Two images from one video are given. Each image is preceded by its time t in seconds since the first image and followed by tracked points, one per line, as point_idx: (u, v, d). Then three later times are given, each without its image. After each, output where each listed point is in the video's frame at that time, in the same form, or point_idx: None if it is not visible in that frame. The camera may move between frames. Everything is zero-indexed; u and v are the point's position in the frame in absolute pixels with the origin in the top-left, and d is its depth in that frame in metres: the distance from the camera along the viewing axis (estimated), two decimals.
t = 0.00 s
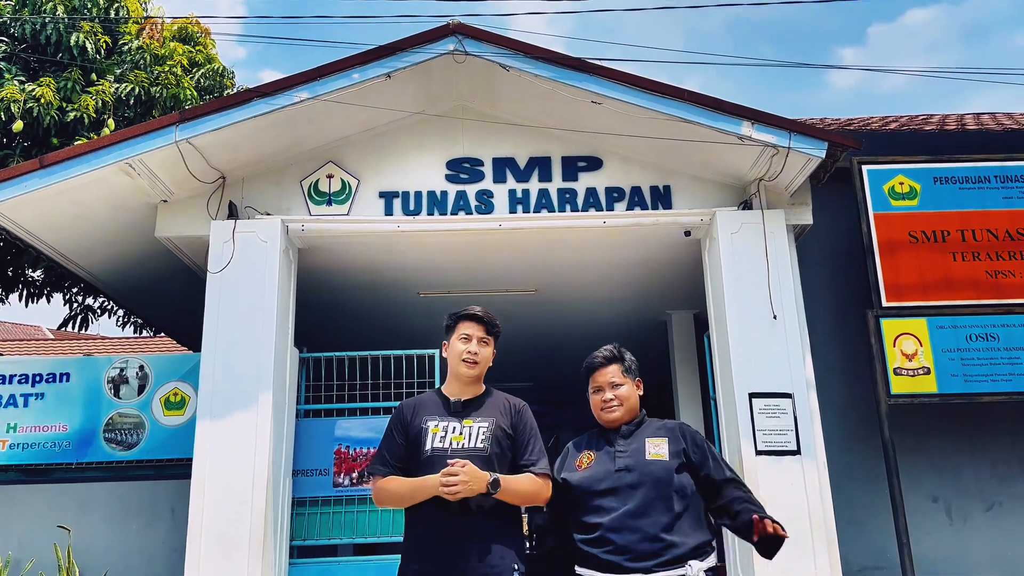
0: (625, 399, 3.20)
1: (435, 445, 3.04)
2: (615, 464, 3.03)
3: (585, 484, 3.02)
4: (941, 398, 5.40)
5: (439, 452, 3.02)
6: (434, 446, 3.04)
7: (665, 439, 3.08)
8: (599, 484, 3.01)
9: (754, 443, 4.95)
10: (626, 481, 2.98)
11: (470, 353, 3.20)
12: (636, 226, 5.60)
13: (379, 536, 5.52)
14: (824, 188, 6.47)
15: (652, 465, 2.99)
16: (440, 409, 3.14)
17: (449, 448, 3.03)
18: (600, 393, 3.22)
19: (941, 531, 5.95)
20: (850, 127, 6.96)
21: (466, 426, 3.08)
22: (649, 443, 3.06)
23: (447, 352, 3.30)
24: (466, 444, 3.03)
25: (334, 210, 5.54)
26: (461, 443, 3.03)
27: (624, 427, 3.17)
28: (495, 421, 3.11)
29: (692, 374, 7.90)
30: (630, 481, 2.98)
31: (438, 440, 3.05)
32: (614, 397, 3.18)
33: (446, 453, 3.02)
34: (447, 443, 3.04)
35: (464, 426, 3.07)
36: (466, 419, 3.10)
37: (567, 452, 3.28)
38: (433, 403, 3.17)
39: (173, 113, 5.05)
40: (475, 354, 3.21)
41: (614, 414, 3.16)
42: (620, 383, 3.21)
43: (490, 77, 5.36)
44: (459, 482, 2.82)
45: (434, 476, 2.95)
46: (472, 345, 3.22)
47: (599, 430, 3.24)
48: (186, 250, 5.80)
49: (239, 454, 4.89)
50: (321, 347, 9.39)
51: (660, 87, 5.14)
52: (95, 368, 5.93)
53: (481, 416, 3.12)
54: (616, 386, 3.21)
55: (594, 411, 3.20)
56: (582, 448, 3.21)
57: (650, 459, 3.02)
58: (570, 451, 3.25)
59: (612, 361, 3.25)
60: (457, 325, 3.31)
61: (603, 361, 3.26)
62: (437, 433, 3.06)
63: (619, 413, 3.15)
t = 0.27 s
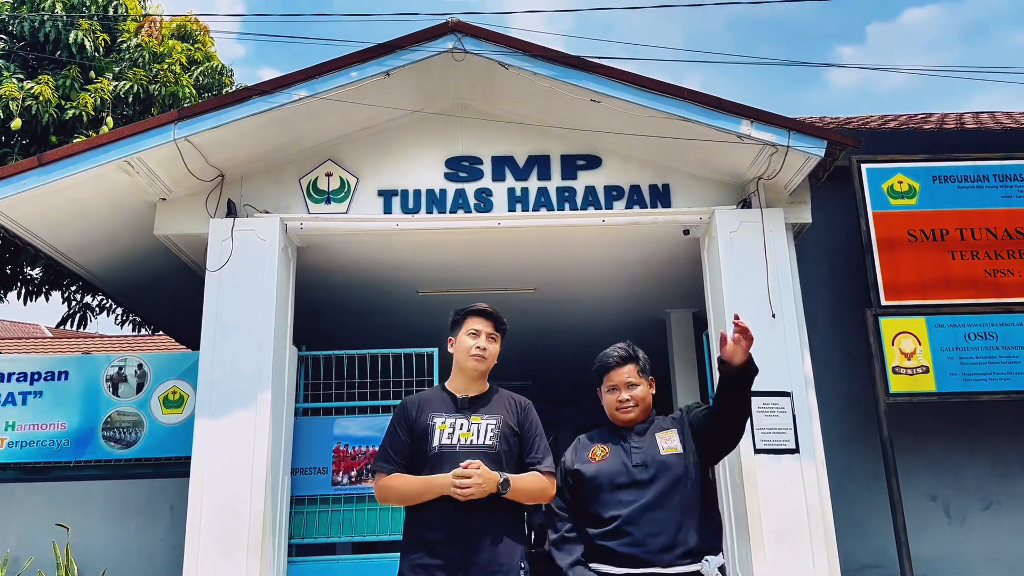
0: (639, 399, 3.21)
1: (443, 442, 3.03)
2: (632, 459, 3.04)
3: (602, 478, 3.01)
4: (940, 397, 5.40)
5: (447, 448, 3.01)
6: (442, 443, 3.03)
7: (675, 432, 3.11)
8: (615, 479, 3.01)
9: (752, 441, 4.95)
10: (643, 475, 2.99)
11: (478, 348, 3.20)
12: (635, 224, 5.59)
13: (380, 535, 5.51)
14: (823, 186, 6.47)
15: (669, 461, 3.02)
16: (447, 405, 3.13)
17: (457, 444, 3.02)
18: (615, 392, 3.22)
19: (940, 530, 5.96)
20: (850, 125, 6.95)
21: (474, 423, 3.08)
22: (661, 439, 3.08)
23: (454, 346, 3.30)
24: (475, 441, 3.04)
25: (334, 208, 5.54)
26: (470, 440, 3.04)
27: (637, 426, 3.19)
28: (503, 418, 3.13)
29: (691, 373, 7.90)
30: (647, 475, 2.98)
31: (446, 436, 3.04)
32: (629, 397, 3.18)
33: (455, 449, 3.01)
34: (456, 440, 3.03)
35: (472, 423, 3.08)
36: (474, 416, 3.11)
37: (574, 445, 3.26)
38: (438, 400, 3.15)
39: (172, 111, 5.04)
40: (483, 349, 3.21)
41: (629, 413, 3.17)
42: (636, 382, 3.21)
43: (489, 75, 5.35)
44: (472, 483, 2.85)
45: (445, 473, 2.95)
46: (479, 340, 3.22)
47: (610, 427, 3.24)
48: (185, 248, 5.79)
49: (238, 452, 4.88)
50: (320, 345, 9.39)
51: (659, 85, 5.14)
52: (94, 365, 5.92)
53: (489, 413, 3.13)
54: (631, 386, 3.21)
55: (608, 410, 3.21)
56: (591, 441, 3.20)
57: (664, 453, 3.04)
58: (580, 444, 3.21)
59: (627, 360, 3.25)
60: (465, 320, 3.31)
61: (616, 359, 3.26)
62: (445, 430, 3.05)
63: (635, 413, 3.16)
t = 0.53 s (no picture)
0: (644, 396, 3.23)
1: (444, 441, 3.02)
2: (637, 458, 3.08)
3: (609, 477, 3.04)
4: (937, 396, 5.41)
5: (448, 448, 3.01)
6: (443, 442, 3.02)
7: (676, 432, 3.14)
8: (620, 478, 3.05)
9: (750, 440, 4.95)
10: (648, 474, 3.03)
11: (480, 348, 3.21)
12: (633, 223, 5.59)
13: (377, 533, 5.51)
14: (821, 185, 6.47)
15: (672, 460, 3.06)
16: (446, 404, 3.12)
17: (458, 444, 3.03)
18: (619, 388, 3.24)
19: (937, 528, 5.97)
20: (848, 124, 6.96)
21: (474, 423, 3.09)
22: (663, 438, 3.11)
23: (454, 344, 3.29)
24: (476, 441, 3.05)
25: (332, 206, 5.53)
26: (471, 440, 3.05)
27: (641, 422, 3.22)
28: (502, 419, 3.16)
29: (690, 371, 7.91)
30: (651, 475, 3.02)
31: (447, 436, 3.03)
32: (634, 394, 3.20)
33: (456, 449, 3.01)
34: (456, 439, 3.03)
35: (472, 423, 3.08)
36: (473, 416, 3.11)
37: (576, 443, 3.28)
38: (436, 398, 3.14)
39: (170, 109, 5.03)
40: (485, 349, 3.22)
41: (633, 410, 3.19)
42: (641, 380, 3.23)
43: (487, 73, 5.35)
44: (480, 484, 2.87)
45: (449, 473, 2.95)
46: (482, 340, 3.24)
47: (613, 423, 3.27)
48: (183, 246, 5.79)
49: (236, 450, 4.88)
50: (319, 344, 9.38)
51: (657, 84, 5.13)
52: (91, 364, 5.91)
53: (488, 414, 3.15)
54: (636, 383, 3.22)
55: (613, 406, 3.23)
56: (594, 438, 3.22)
57: (666, 454, 3.07)
58: (583, 440, 3.22)
59: (632, 357, 3.26)
60: (467, 319, 3.31)
61: (621, 357, 3.26)
62: (445, 429, 3.04)
63: (639, 410, 3.19)
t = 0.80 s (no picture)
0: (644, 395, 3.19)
1: (437, 436, 3.03)
2: (631, 458, 3.07)
3: (603, 476, 3.04)
4: (934, 394, 5.42)
5: (441, 443, 3.02)
6: (436, 437, 3.03)
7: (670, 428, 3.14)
8: (614, 477, 3.04)
9: (747, 438, 4.96)
10: (642, 473, 3.02)
11: (476, 345, 3.21)
12: (630, 221, 5.59)
13: (371, 532, 5.54)
14: (818, 184, 6.48)
15: (666, 458, 3.06)
16: (439, 399, 3.11)
17: (451, 440, 3.03)
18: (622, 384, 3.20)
19: (933, 527, 5.98)
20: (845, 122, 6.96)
21: (467, 419, 3.09)
22: (657, 435, 3.11)
23: (446, 339, 3.29)
24: (469, 437, 3.06)
25: (328, 204, 5.53)
26: (464, 436, 3.05)
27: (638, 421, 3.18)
28: (493, 416, 3.17)
29: (687, 370, 7.91)
30: (646, 475, 3.02)
31: (439, 431, 3.04)
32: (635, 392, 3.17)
33: (449, 445, 3.02)
34: (449, 435, 3.04)
35: (464, 419, 3.09)
36: (466, 412, 3.12)
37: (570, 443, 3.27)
38: (428, 393, 3.13)
39: (166, 106, 5.02)
40: (480, 346, 3.23)
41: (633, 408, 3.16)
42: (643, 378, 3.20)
43: (484, 71, 5.34)
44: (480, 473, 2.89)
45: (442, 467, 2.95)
46: (478, 337, 3.24)
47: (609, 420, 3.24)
48: (180, 244, 5.78)
49: (232, 449, 4.88)
50: (316, 342, 9.38)
51: (654, 82, 5.13)
52: (88, 361, 5.90)
53: (480, 410, 3.15)
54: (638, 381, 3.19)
55: (612, 402, 3.19)
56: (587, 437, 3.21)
57: (659, 451, 3.07)
58: (578, 438, 3.21)
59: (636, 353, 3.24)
60: (461, 315, 3.31)
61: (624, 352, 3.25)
62: (438, 425, 3.04)
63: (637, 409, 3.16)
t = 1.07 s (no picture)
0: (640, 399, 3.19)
1: (428, 435, 3.02)
2: (620, 455, 3.08)
3: (591, 472, 3.03)
4: (929, 393, 5.43)
5: (433, 441, 3.01)
6: (428, 435, 3.02)
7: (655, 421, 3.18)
8: (603, 474, 3.04)
9: (742, 436, 4.96)
10: (630, 470, 3.03)
11: (474, 345, 3.20)
12: (626, 220, 5.59)
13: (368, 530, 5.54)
14: (814, 183, 6.48)
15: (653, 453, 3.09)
16: (431, 397, 3.11)
17: (443, 438, 3.02)
18: (618, 386, 3.19)
19: (928, 525, 5.99)
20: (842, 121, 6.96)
21: (459, 416, 3.08)
22: (642, 427, 3.15)
23: (443, 338, 3.26)
24: (461, 434, 3.05)
25: (325, 202, 5.52)
26: (456, 433, 3.04)
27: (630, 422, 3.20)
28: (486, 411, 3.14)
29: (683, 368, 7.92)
30: (634, 471, 3.03)
31: (431, 429, 3.03)
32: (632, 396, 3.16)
33: (441, 442, 3.01)
34: (441, 433, 3.03)
35: (457, 416, 3.08)
36: (458, 409, 3.11)
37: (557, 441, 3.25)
38: (422, 391, 3.13)
39: (161, 104, 5.01)
40: (478, 346, 3.21)
41: (626, 412, 3.16)
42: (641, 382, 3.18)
43: (481, 69, 5.33)
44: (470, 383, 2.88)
45: (433, 465, 2.94)
46: (475, 336, 3.22)
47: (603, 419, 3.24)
48: (176, 241, 5.77)
49: (228, 447, 4.87)
50: (313, 340, 9.37)
51: (651, 81, 5.13)
52: (83, 360, 5.88)
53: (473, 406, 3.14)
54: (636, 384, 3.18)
55: (608, 402, 3.19)
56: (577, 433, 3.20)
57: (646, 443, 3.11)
58: (567, 437, 3.18)
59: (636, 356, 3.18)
60: (459, 315, 3.27)
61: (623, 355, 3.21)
62: (430, 423, 3.04)
63: (632, 413, 3.16)
